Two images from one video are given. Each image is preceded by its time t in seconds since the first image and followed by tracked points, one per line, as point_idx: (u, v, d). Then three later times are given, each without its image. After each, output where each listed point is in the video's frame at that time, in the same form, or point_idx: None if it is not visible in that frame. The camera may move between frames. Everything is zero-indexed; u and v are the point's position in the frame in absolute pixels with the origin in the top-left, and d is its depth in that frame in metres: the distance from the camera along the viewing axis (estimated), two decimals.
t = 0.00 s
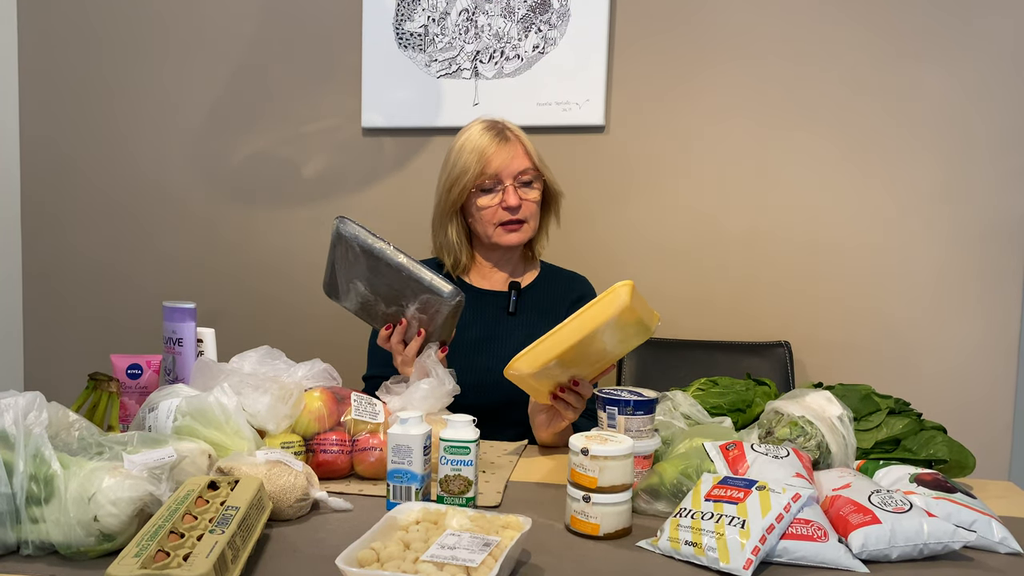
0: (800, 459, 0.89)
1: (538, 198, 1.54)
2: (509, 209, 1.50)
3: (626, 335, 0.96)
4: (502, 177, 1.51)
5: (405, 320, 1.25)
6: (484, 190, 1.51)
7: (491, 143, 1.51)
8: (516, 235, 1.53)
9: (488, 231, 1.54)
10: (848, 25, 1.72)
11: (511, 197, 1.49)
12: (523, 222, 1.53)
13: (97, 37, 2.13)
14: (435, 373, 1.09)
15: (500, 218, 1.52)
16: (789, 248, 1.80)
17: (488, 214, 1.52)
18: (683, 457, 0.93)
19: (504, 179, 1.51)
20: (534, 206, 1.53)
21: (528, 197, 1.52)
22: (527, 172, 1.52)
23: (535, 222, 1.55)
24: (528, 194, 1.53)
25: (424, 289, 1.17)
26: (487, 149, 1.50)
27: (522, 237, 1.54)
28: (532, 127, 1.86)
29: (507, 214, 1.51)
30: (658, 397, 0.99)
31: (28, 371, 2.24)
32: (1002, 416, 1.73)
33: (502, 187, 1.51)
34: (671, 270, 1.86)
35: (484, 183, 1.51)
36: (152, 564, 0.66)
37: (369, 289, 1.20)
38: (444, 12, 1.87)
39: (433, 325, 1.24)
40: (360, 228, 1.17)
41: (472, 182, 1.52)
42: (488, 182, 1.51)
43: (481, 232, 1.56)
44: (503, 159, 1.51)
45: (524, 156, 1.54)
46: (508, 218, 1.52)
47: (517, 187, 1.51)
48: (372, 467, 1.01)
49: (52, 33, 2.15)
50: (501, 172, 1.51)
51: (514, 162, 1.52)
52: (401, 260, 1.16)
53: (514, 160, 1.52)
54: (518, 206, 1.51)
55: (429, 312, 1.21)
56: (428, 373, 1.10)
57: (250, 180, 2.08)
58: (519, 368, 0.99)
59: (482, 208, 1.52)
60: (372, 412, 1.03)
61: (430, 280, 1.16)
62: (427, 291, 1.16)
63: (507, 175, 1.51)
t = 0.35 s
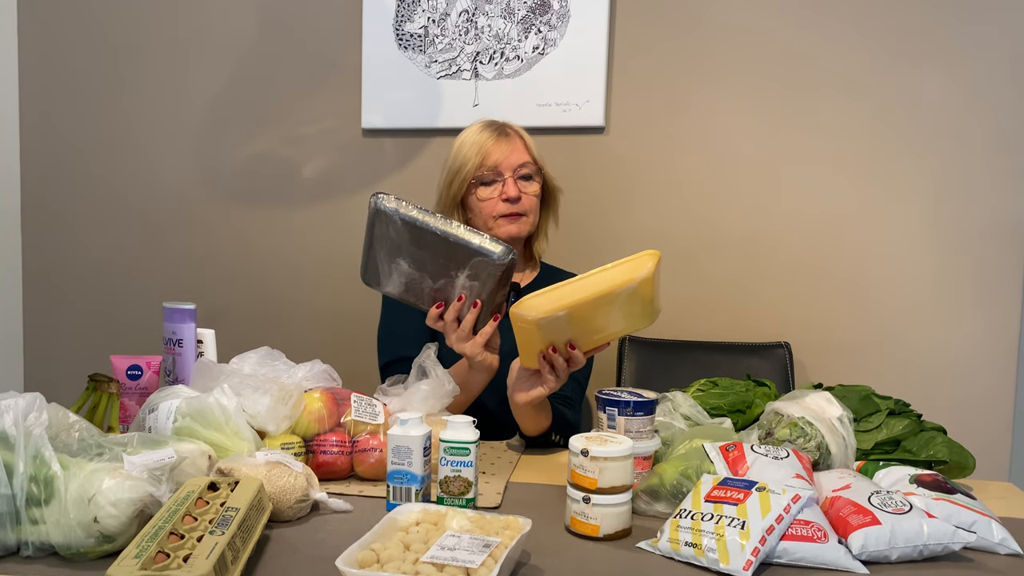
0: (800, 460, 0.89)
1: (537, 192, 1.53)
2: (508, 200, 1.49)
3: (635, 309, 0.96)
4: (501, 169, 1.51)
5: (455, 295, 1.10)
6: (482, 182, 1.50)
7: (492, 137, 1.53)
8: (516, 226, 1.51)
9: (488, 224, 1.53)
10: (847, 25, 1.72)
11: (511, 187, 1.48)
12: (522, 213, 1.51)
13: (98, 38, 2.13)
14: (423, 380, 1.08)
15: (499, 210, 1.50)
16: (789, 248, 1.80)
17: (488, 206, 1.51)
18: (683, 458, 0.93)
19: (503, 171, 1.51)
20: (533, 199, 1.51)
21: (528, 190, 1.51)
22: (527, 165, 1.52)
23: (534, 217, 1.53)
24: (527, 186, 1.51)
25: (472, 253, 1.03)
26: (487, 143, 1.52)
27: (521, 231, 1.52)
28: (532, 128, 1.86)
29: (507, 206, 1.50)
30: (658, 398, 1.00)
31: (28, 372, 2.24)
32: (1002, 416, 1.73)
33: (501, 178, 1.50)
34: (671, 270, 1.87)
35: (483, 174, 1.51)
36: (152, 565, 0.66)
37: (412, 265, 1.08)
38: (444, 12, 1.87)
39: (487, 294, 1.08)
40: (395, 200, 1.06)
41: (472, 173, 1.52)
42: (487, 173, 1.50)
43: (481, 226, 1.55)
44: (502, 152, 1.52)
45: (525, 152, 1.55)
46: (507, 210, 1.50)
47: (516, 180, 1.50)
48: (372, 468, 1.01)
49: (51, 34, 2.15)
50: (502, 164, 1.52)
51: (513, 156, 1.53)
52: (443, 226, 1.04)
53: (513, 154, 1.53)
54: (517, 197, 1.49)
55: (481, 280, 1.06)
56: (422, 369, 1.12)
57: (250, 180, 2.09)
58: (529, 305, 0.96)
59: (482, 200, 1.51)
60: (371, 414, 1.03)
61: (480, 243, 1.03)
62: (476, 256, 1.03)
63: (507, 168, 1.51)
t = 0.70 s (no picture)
0: (801, 461, 0.89)
1: (539, 194, 1.53)
2: (509, 198, 1.49)
3: (654, 318, 0.96)
4: (504, 168, 1.51)
5: (478, 310, 1.07)
6: (484, 179, 1.50)
7: (497, 136, 1.53)
8: (516, 226, 1.51)
9: (486, 221, 1.52)
10: (847, 25, 1.72)
11: (512, 186, 1.49)
12: (523, 213, 1.51)
13: (97, 39, 2.13)
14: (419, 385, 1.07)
15: (499, 208, 1.50)
16: (789, 248, 1.80)
17: (488, 203, 1.51)
18: (683, 458, 0.93)
19: (506, 169, 1.51)
20: (534, 200, 1.52)
21: (529, 191, 1.51)
22: (530, 165, 1.52)
23: (534, 218, 1.53)
24: (530, 187, 1.52)
25: (496, 265, 1.02)
26: (493, 141, 1.52)
27: (521, 230, 1.52)
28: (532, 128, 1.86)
29: (508, 204, 1.50)
30: (658, 399, 1.00)
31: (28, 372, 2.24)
32: (1003, 417, 1.73)
33: (503, 176, 1.50)
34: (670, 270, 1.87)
35: (486, 171, 1.50)
36: (152, 566, 0.66)
37: (433, 280, 1.07)
38: (444, 13, 1.87)
39: (510, 308, 1.06)
40: (415, 214, 1.05)
41: (475, 169, 1.52)
42: (489, 170, 1.50)
43: (480, 223, 1.55)
44: (506, 150, 1.52)
45: (529, 152, 1.55)
46: (508, 208, 1.50)
47: (518, 179, 1.51)
48: (372, 469, 1.01)
49: (51, 35, 2.15)
50: (504, 163, 1.51)
51: (516, 155, 1.53)
52: (465, 239, 1.03)
53: (517, 153, 1.53)
54: (518, 197, 1.50)
55: (505, 293, 1.05)
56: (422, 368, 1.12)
57: (250, 181, 2.09)
58: (552, 312, 0.94)
59: (483, 197, 1.50)
60: (371, 414, 1.03)
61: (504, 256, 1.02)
62: (500, 268, 1.02)
63: (509, 167, 1.51)
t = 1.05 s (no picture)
0: (800, 460, 0.89)
1: (526, 200, 1.52)
2: (490, 199, 1.49)
3: (642, 310, 0.96)
4: (492, 167, 1.51)
5: (474, 330, 1.09)
6: (472, 176, 1.52)
7: (494, 136, 1.54)
8: (494, 228, 1.51)
9: (468, 218, 1.53)
10: (847, 25, 1.72)
11: (494, 187, 1.48)
12: (503, 216, 1.50)
13: (97, 39, 2.13)
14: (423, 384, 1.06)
15: (481, 207, 1.50)
16: (789, 248, 1.80)
17: (472, 200, 1.52)
18: (683, 458, 0.93)
19: (494, 170, 1.51)
20: (518, 206, 1.51)
21: (514, 195, 1.51)
22: (520, 169, 1.51)
23: (516, 223, 1.52)
24: (518, 191, 1.51)
25: (492, 286, 1.01)
26: (487, 139, 1.53)
27: (499, 233, 1.51)
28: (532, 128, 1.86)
29: (489, 204, 1.50)
30: (658, 398, 1.00)
31: (28, 373, 2.24)
32: (1002, 416, 1.73)
33: (490, 176, 1.51)
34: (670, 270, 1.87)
35: (474, 169, 1.52)
36: (152, 566, 0.66)
37: (426, 300, 1.06)
38: (444, 13, 1.87)
39: (506, 326, 1.07)
40: (406, 236, 1.03)
41: (465, 164, 1.55)
42: (478, 168, 1.52)
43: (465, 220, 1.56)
44: (497, 151, 1.53)
45: (522, 155, 1.53)
46: (489, 209, 1.50)
47: (504, 181, 1.50)
48: (372, 469, 1.01)
49: (51, 35, 2.15)
50: (493, 163, 1.52)
51: (506, 157, 1.52)
52: (459, 259, 1.02)
53: (508, 155, 1.52)
54: (500, 199, 1.49)
55: (500, 310, 1.05)
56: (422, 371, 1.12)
57: (250, 181, 2.09)
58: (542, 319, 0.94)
59: (468, 193, 1.52)
60: (371, 414, 1.03)
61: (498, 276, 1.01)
62: (497, 288, 1.01)
63: (498, 167, 1.51)
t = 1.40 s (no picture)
0: (801, 460, 0.89)
1: (522, 196, 1.52)
2: (487, 197, 1.49)
3: (633, 305, 0.95)
4: (486, 166, 1.52)
5: (476, 328, 1.09)
6: (468, 176, 1.52)
7: (484, 136, 1.54)
8: (493, 226, 1.51)
9: (467, 219, 1.54)
10: (847, 26, 1.72)
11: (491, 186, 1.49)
12: (501, 214, 1.50)
13: (96, 39, 2.13)
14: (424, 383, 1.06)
15: (478, 208, 1.51)
16: (789, 248, 1.80)
17: (469, 201, 1.52)
18: (683, 458, 0.93)
19: (488, 169, 1.51)
20: (515, 202, 1.51)
21: (510, 191, 1.51)
22: (514, 166, 1.51)
23: (515, 220, 1.52)
24: (513, 188, 1.51)
25: (493, 286, 1.00)
26: (479, 139, 1.54)
27: (499, 231, 1.51)
28: (532, 128, 1.86)
29: (486, 204, 1.50)
30: (658, 398, 1.00)
31: (28, 373, 2.24)
32: (1002, 416, 1.73)
33: (485, 176, 1.51)
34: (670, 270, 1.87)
35: (469, 170, 1.53)
36: (152, 566, 0.66)
37: (426, 300, 1.06)
38: (444, 12, 1.87)
39: (506, 325, 1.07)
40: (405, 236, 1.03)
41: (458, 167, 1.56)
42: (472, 168, 1.52)
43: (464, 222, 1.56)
44: (489, 149, 1.53)
45: (514, 151, 1.53)
46: (486, 209, 1.50)
47: (500, 179, 1.50)
48: (372, 469, 1.01)
49: (51, 36, 2.15)
50: (486, 161, 1.52)
51: (498, 154, 1.52)
52: (461, 259, 1.01)
53: (501, 153, 1.53)
54: (496, 197, 1.50)
55: (502, 310, 1.04)
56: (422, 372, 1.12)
57: (249, 181, 2.09)
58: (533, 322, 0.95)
59: (465, 195, 1.52)
60: (371, 414, 1.03)
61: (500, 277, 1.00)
62: (498, 288, 1.00)
63: (492, 166, 1.52)
